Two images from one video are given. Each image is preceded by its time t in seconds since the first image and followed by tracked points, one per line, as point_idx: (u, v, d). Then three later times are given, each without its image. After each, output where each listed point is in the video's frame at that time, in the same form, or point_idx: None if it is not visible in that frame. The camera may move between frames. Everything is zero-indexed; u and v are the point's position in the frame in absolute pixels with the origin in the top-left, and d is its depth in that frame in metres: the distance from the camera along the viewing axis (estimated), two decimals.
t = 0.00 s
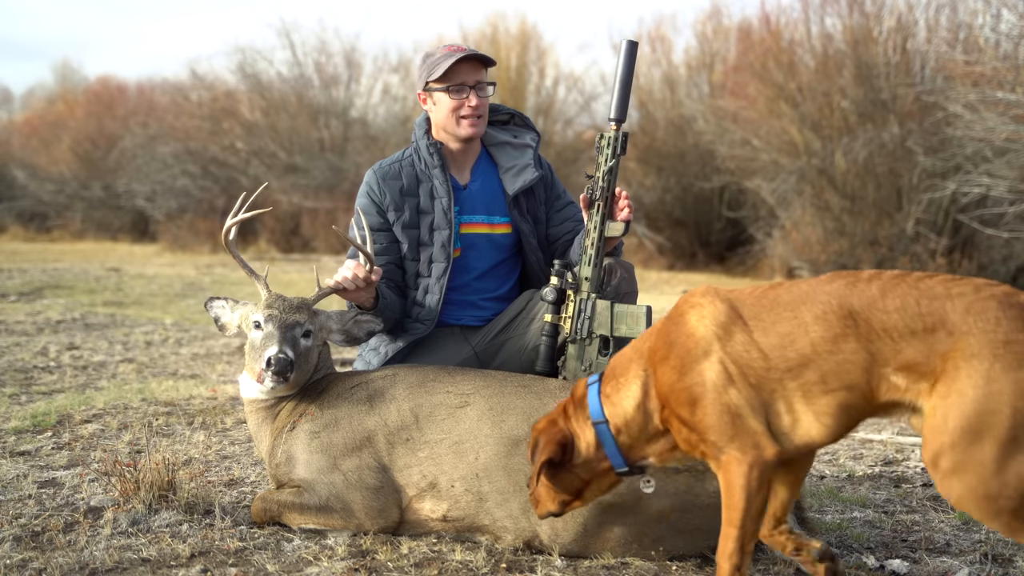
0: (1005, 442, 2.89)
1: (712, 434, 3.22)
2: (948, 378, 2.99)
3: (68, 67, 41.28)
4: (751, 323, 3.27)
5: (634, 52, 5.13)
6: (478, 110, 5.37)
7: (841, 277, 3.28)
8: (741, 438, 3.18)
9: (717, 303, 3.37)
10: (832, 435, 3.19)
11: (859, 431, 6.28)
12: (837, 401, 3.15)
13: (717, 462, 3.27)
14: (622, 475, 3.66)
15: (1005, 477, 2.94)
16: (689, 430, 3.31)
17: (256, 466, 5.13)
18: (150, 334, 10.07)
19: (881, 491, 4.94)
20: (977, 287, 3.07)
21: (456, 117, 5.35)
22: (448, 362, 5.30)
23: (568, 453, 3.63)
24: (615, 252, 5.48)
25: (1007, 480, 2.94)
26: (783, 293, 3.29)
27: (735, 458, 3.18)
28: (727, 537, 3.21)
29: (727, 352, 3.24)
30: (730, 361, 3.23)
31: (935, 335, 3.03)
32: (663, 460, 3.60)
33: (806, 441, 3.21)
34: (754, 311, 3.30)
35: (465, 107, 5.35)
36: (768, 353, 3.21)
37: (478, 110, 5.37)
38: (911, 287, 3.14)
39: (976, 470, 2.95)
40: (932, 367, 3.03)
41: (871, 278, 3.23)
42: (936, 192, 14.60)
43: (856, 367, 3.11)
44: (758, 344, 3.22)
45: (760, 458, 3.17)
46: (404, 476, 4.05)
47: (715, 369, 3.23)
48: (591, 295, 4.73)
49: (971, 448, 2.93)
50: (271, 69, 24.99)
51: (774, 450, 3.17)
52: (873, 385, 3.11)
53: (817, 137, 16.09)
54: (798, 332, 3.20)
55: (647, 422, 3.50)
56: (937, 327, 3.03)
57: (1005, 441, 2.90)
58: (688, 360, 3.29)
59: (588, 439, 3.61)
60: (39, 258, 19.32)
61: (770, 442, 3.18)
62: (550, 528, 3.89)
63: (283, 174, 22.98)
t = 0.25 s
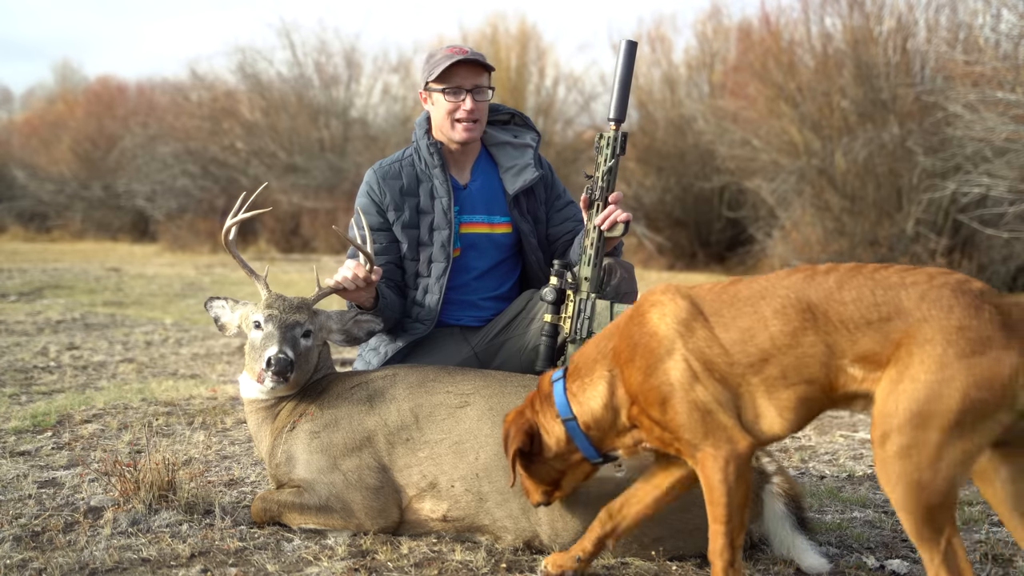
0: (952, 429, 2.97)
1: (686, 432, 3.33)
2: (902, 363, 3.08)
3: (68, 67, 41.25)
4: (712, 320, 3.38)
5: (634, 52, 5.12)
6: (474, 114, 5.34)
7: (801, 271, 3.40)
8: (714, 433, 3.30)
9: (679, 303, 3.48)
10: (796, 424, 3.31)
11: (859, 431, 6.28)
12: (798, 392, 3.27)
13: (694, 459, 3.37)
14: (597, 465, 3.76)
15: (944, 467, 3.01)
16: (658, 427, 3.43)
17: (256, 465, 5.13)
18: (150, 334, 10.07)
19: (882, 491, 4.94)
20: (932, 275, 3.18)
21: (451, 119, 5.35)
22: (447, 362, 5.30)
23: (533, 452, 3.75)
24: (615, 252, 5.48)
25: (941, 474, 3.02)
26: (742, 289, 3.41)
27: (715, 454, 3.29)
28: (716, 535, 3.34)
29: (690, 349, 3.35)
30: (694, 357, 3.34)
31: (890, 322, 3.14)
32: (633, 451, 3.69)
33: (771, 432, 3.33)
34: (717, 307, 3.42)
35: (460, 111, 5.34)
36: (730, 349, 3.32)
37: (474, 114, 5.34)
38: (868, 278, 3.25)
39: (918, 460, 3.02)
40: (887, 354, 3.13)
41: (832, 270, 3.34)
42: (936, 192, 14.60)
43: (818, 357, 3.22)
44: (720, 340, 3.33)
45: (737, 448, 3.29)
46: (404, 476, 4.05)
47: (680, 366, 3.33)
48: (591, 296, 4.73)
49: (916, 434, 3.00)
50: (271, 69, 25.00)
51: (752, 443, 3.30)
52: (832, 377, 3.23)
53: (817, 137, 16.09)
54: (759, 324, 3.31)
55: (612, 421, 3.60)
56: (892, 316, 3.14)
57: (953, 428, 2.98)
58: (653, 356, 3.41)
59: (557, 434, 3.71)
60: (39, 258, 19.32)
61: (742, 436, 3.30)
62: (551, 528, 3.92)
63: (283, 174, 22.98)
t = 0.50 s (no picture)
0: (904, 426, 2.92)
1: (636, 423, 3.24)
2: (843, 356, 3.04)
3: (68, 67, 41.26)
4: (656, 310, 3.31)
5: (634, 52, 5.12)
6: (469, 111, 5.30)
7: (741, 261, 3.34)
8: (664, 420, 3.20)
9: (624, 297, 3.41)
10: (742, 415, 3.23)
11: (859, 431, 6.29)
12: (739, 383, 3.19)
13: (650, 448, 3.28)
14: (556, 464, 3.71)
15: (903, 466, 2.97)
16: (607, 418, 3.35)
17: (256, 466, 5.14)
18: (150, 334, 10.07)
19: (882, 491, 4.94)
20: (865, 267, 3.16)
21: (447, 118, 5.33)
22: (448, 363, 5.30)
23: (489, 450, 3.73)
24: (615, 252, 5.48)
25: (904, 472, 2.97)
26: (686, 279, 3.36)
27: (670, 442, 3.20)
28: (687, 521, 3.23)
29: (635, 339, 3.26)
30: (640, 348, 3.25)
31: (827, 315, 3.08)
32: (590, 449, 3.62)
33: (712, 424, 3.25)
34: (657, 298, 3.35)
35: (455, 108, 5.31)
36: (673, 338, 3.23)
37: (469, 111, 5.31)
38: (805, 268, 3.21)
39: (881, 461, 2.98)
40: (828, 346, 3.07)
41: (771, 262, 3.29)
42: (936, 192, 14.61)
43: (754, 348, 3.16)
44: (663, 329, 3.25)
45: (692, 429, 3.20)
46: (404, 476, 4.05)
47: (625, 356, 3.25)
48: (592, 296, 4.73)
49: (871, 430, 2.96)
50: (271, 69, 25.00)
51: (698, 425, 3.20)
52: (770, 366, 3.15)
53: (817, 137, 16.08)
54: (700, 313, 3.24)
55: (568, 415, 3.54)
56: (829, 306, 3.09)
57: (903, 425, 2.93)
58: (597, 348, 3.34)
59: (516, 430, 3.69)
60: (39, 258, 19.32)
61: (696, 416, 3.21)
62: (550, 527, 3.91)
63: (283, 174, 22.99)
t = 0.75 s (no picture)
0: (870, 432, 2.91)
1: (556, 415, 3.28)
2: (795, 365, 3.01)
3: (68, 67, 41.24)
4: (605, 318, 3.29)
5: (634, 52, 5.12)
6: (471, 107, 5.30)
7: (691, 268, 3.30)
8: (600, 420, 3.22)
9: (573, 302, 3.38)
10: (688, 416, 3.25)
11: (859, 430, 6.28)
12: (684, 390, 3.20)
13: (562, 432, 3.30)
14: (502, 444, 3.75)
15: (875, 471, 2.97)
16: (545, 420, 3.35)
17: (256, 466, 5.14)
18: (150, 334, 10.07)
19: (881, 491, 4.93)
20: (814, 274, 3.12)
21: (450, 115, 5.31)
22: (448, 363, 5.28)
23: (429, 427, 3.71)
24: (616, 253, 5.48)
25: (876, 477, 2.97)
26: (637, 284, 3.33)
27: (581, 429, 3.20)
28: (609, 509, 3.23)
29: (581, 350, 3.28)
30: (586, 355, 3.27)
31: (777, 323, 3.04)
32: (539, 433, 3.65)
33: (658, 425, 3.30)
34: (606, 306, 3.33)
35: (457, 105, 5.30)
36: (619, 348, 3.24)
37: (471, 107, 5.30)
38: (756, 275, 3.17)
39: (851, 469, 2.96)
40: (780, 354, 3.04)
41: (721, 269, 3.24)
42: (936, 192, 14.61)
43: (702, 357, 3.15)
44: (610, 339, 3.26)
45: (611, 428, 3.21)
46: (404, 476, 4.05)
47: (568, 365, 3.28)
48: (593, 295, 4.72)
49: (835, 437, 2.94)
50: (271, 69, 25.00)
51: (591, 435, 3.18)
52: (718, 373, 3.15)
53: (817, 137, 16.08)
54: (649, 322, 3.23)
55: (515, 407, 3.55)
56: (779, 314, 3.04)
57: (867, 430, 2.92)
58: (543, 355, 3.32)
59: (469, 411, 3.71)
60: (39, 258, 19.32)
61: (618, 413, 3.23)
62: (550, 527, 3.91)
63: (283, 174, 22.99)
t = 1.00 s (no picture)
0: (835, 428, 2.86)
1: (474, 415, 3.14)
2: (748, 368, 2.93)
3: (68, 67, 41.25)
4: (551, 322, 3.16)
5: (634, 52, 5.12)
6: (467, 110, 5.26)
7: (637, 274, 3.19)
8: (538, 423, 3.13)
9: (516, 305, 3.24)
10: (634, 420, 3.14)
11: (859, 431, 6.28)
12: (626, 394, 3.08)
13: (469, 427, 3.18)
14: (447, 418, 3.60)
15: (843, 468, 2.90)
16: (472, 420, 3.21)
17: (256, 466, 5.13)
18: (150, 334, 10.07)
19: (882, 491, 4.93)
20: (761, 277, 3.06)
21: (447, 118, 5.28)
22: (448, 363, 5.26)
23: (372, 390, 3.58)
24: (616, 253, 5.47)
25: (846, 478, 2.91)
26: (585, 290, 3.21)
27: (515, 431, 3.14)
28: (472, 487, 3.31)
29: (527, 352, 3.15)
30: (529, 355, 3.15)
31: (728, 326, 2.95)
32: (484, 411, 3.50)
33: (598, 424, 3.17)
34: (551, 307, 3.20)
35: (454, 108, 5.26)
36: (566, 352, 3.11)
37: (468, 110, 5.26)
38: (704, 281, 3.08)
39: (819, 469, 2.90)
40: (731, 358, 2.95)
41: (667, 275, 3.14)
42: (936, 192, 14.60)
43: (647, 363, 3.04)
44: (556, 344, 3.12)
45: (498, 463, 3.12)
46: (404, 476, 4.05)
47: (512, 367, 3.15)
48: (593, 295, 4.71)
49: (800, 434, 2.88)
50: (271, 69, 25.01)
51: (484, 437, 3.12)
52: (667, 380, 3.03)
53: (817, 137, 16.09)
54: (594, 329, 3.11)
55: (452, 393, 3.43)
56: (729, 320, 2.96)
57: (829, 429, 2.86)
58: (483, 353, 3.17)
59: (417, 379, 3.53)
60: (39, 258, 19.31)
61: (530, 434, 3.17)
62: (550, 527, 3.89)
63: (283, 174, 22.99)
